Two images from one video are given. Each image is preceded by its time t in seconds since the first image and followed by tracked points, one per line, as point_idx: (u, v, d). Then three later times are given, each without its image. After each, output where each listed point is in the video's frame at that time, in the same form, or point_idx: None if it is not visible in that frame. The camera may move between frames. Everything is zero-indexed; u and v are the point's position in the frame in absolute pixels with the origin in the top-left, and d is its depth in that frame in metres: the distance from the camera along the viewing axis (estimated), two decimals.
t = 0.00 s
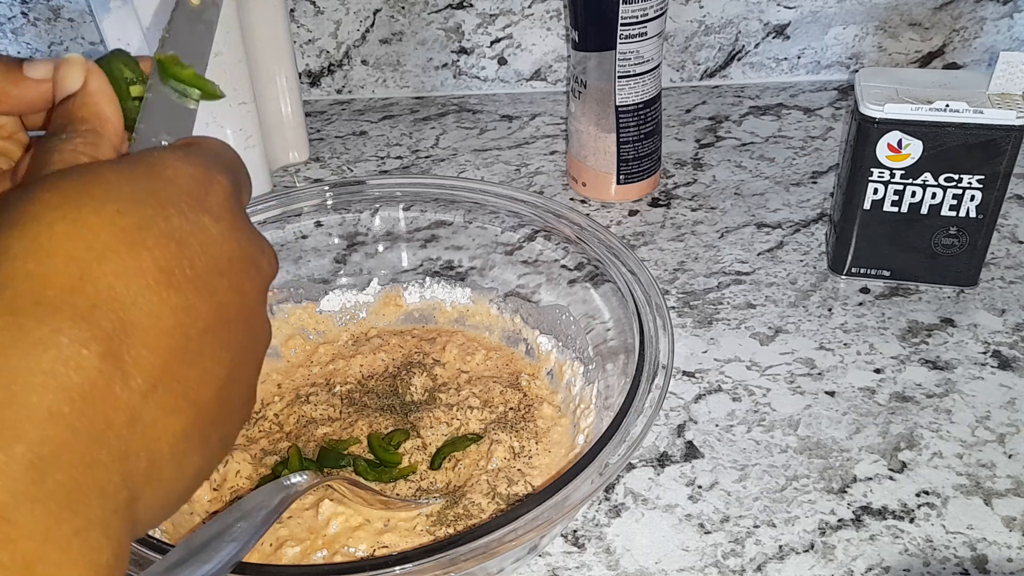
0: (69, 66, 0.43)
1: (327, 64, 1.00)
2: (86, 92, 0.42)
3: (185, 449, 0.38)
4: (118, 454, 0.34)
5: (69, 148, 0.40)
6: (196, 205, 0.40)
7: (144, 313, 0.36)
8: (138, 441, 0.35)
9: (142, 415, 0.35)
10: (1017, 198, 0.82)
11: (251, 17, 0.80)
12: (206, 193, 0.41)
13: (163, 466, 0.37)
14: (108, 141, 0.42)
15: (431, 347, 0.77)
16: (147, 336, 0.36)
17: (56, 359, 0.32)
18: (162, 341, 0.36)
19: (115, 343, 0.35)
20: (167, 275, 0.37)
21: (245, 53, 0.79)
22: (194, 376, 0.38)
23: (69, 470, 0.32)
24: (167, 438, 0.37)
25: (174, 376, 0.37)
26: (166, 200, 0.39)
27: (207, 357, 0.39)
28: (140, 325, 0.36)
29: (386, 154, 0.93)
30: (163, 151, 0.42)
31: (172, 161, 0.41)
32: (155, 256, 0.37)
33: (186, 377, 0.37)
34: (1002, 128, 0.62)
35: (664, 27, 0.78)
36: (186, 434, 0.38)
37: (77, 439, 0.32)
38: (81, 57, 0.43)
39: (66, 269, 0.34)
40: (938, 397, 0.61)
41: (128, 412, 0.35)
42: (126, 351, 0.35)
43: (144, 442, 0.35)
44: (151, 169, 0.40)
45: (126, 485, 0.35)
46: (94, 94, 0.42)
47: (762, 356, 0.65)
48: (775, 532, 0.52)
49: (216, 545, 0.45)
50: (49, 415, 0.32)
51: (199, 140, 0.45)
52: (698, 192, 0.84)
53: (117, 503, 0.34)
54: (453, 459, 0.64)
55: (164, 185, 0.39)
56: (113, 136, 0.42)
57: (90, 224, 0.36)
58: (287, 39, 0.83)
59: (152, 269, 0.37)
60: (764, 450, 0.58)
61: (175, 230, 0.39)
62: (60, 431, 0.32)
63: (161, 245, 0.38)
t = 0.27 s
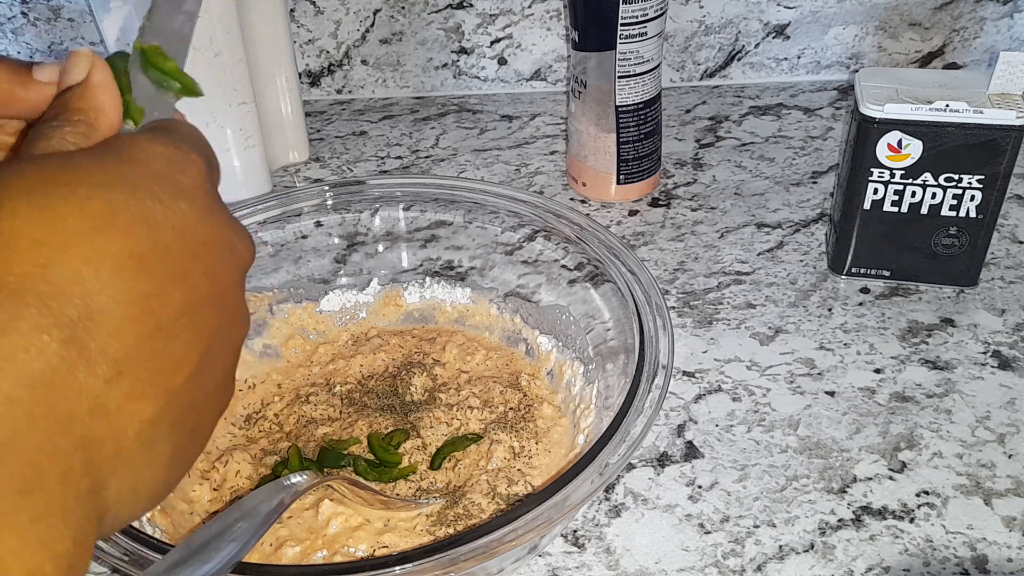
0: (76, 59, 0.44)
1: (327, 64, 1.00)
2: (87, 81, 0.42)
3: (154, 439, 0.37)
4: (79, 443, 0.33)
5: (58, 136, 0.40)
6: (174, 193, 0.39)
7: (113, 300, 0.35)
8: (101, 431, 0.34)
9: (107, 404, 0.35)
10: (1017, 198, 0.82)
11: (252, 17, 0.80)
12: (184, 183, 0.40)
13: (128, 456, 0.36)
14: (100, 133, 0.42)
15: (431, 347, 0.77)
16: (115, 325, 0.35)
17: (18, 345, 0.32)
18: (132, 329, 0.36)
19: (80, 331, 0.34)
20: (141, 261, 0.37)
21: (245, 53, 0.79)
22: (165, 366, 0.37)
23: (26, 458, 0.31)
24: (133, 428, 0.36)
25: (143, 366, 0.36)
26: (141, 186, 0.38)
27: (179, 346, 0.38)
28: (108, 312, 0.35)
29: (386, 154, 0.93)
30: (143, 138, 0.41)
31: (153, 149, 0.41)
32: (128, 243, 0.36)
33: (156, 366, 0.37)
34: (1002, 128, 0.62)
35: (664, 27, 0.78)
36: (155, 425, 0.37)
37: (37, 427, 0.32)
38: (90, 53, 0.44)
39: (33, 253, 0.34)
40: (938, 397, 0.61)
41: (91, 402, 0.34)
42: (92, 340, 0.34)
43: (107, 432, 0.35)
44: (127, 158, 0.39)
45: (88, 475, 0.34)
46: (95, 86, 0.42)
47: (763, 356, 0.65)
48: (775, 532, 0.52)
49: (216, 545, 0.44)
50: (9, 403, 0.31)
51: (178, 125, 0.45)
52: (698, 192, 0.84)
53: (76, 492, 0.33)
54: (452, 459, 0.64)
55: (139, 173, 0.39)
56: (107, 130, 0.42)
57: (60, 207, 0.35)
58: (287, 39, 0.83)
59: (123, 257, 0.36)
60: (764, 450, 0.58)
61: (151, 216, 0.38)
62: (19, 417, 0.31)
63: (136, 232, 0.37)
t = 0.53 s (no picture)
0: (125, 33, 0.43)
1: (327, 64, 1.00)
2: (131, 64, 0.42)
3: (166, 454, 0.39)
4: (109, 462, 0.35)
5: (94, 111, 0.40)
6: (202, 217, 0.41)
7: (125, 315, 0.37)
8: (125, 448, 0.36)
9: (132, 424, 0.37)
10: (1017, 198, 0.82)
11: (251, 17, 0.80)
12: (220, 205, 0.42)
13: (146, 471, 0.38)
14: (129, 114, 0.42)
15: (431, 347, 0.77)
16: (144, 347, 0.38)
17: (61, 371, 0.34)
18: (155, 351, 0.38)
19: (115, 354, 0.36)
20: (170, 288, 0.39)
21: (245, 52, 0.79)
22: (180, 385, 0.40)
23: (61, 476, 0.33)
24: (154, 445, 0.38)
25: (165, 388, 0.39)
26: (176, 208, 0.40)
27: (191, 369, 0.40)
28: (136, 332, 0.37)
29: (386, 154, 0.93)
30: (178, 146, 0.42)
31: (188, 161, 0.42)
32: (144, 260, 0.38)
33: (163, 376, 0.39)
34: (1002, 128, 0.62)
35: (664, 27, 0.77)
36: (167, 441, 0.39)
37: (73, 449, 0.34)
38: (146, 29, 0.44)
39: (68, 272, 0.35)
40: (938, 397, 0.61)
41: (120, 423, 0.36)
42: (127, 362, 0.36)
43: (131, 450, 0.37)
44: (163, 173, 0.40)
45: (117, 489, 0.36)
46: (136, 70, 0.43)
47: (763, 356, 0.65)
48: (775, 532, 0.52)
49: (216, 545, 0.44)
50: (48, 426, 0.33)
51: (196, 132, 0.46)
52: (698, 192, 0.84)
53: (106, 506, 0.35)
54: (452, 459, 0.64)
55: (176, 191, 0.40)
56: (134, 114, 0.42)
57: (99, 231, 0.36)
58: (286, 37, 0.83)
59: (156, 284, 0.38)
60: (764, 450, 0.58)
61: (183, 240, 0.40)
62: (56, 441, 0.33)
63: (169, 260, 0.39)
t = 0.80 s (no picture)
0: (88, 63, 0.44)
1: (327, 64, 1.00)
2: (108, 90, 0.43)
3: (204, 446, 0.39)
4: (147, 453, 0.35)
5: (91, 144, 0.41)
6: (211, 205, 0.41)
7: (153, 312, 0.36)
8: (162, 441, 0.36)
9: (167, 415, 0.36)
10: (1017, 198, 0.82)
11: (251, 17, 0.80)
12: (229, 201, 0.42)
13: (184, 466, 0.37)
14: (127, 137, 0.43)
15: (431, 347, 0.77)
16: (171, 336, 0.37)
17: (87, 361, 0.32)
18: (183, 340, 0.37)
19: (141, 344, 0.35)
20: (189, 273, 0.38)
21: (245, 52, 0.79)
22: (213, 374, 0.39)
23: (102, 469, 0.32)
24: (192, 436, 0.37)
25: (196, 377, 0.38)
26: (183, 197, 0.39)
27: (218, 372, 0.39)
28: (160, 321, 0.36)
29: (386, 154, 0.93)
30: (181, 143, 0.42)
31: (194, 152, 0.42)
32: (165, 259, 0.37)
33: (194, 381, 0.38)
34: (1002, 128, 0.62)
35: (664, 27, 0.77)
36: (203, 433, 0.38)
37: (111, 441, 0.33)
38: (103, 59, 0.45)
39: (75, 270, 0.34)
40: (938, 397, 0.61)
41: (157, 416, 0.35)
42: (153, 351, 0.35)
43: (168, 441, 0.36)
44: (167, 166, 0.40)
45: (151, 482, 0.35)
46: (115, 93, 0.43)
47: (763, 356, 0.65)
48: (775, 532, 0.52)
49: (216, 544, 0.44)
50: (82, 419, 0.32)
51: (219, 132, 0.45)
52: (698, 192, 0.84)
53: (145, 502, 0.34)
54: (452, 459, 0.64)
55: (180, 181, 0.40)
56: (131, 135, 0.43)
57: (105, 228, 0.36)
58: (286, 37, 0.83)
59: (173, 270, 0.37)
60: (764, 450, 0.58)
61: (198, 227, 0.39)
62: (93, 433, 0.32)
63: (187, 252, 0.38)
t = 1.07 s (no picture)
0: (76, 49, 0.42)
1: (327, 64, 1.00)
2: (98, 76, 0.41)
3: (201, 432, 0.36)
4: (136, 444, 0.33)
5: (79, 135, 0.39)
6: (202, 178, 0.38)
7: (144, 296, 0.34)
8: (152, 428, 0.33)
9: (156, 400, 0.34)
10: (1017, 198, 0.82)
11: (251, 17, 0.80)
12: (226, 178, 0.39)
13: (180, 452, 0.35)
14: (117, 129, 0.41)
15: (431, 347, 0.77)
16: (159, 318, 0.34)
17: (69, 347, 0.31)
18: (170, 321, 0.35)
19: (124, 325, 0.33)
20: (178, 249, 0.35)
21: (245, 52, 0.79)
22: (207, 356, 0.36)
23: (87, 458, 0.31)
24: (186, 425, 0.35)
25: (188, 360, 0.35)
26: (168, 172, 0.37)
27: (219, 360, 0.37)
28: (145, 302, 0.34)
29: (386, 154, 0.93)
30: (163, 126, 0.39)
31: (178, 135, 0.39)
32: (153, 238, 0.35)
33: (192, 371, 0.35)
34: (1002, 128, 0.62)
35: (664, 27, 0.78)
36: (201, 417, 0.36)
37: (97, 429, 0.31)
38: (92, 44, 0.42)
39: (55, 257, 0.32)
40: (938, 397, 0.61)
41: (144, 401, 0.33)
42: (138, 333, 0.33)
43: (158, 429, 0.34)
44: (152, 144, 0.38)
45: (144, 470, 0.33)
46: (105, 80, 0.41)
47: (763, 356, 0.65)
48: (775, 532, 0.52)
49: (216, 545, 0.44)
50: (67, 404, 0.30)
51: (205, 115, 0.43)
52: (698, 193, 0.84)
53: (138, 492, 0.32)
54: (452, 459, 0.64)
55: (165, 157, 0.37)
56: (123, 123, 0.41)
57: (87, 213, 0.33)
58: (286, 38, 0.83)
59: (161, 248, 0.35)
60: (764, 450, 0.58)
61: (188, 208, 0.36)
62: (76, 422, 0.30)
63: (181, 234, 0.36)
